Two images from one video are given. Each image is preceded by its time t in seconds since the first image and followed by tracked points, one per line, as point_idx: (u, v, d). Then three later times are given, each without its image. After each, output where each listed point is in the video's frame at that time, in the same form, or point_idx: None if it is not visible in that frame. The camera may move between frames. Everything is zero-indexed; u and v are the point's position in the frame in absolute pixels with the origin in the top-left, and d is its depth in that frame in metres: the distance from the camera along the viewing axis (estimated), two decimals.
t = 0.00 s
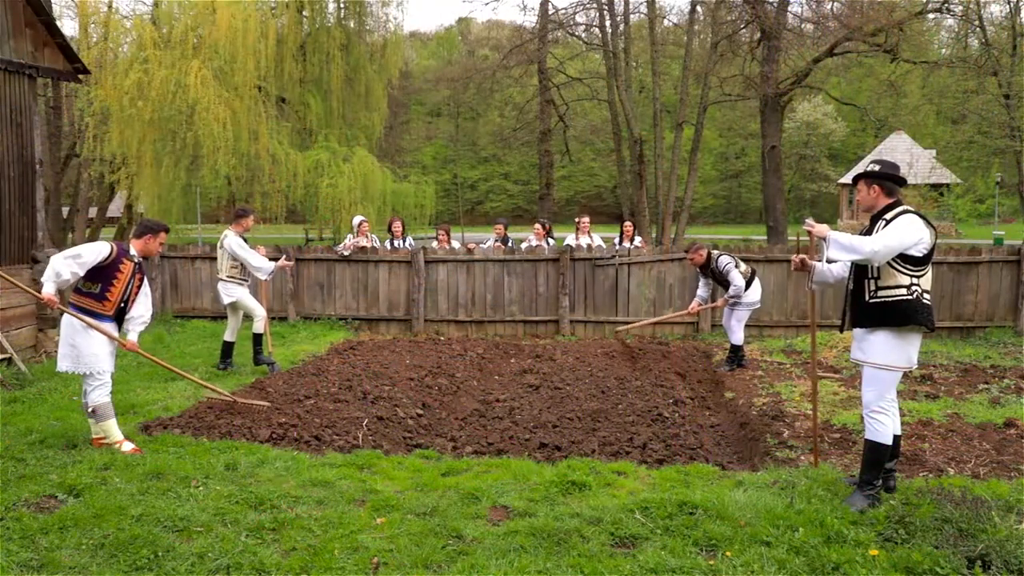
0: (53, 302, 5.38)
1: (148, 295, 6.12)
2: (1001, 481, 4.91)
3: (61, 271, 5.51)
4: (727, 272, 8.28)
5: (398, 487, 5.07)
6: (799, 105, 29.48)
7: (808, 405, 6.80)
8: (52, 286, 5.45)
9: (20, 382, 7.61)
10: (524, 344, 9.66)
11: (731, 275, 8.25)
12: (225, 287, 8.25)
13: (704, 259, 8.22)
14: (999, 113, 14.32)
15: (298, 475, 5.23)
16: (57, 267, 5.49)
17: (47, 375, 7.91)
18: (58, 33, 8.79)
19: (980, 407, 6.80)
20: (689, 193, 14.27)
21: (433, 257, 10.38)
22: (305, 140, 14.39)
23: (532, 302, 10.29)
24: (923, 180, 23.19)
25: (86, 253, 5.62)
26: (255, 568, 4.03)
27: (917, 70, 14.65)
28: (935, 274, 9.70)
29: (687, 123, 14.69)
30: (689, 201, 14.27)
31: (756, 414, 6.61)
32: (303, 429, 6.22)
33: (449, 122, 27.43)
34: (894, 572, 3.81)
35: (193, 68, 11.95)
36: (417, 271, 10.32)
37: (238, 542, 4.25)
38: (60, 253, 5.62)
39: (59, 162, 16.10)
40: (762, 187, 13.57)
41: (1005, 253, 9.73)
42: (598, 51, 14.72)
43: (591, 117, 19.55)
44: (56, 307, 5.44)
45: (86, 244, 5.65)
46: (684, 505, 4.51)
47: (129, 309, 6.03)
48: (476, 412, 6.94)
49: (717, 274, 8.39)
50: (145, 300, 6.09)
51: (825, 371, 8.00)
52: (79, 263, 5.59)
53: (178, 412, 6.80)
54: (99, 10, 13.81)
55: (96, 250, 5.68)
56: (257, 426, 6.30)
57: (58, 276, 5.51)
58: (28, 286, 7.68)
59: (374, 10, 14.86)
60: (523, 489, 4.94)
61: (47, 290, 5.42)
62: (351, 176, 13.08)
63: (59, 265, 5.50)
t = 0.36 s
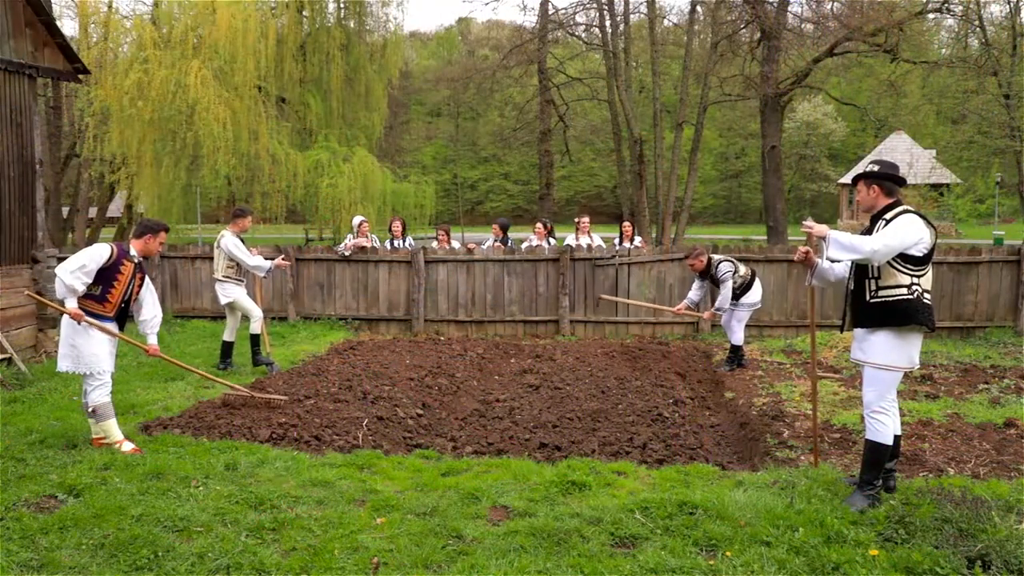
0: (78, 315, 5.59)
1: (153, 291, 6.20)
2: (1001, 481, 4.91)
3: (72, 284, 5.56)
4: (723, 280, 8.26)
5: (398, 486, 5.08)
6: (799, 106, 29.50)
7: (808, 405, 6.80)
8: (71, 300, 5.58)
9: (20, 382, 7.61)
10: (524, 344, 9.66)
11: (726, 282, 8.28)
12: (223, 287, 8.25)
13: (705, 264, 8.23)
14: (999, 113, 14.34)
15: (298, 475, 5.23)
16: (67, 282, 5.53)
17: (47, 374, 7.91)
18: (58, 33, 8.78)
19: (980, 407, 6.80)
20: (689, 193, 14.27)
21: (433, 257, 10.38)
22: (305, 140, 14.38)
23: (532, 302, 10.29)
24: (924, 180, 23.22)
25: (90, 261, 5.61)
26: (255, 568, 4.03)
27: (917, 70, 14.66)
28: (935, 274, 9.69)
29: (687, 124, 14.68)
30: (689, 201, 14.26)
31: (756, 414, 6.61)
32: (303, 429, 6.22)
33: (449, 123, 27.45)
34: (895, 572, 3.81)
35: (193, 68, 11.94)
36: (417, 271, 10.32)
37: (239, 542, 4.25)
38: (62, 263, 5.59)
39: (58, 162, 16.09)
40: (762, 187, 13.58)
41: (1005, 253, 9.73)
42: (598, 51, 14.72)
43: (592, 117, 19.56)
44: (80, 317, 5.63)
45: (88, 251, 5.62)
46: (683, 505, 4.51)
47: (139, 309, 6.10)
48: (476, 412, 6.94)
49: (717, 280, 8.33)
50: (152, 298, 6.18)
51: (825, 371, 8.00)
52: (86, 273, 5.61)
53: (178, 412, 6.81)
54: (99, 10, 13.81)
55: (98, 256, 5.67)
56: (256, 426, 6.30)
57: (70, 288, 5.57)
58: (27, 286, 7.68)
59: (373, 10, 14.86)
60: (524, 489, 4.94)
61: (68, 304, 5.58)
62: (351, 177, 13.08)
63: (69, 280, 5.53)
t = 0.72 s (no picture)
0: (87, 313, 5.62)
1: (156, 288, 6.25)
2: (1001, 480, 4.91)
3: (75, 283, 5.59)
4: (723, 285, 8.28)
5: (398, 486, 5.08)
6: (799, 106, 29.51)
7: (808, 405, 6.80)
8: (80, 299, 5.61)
9: (20, 382, 7.61)
10: (524, 344, 9.66)
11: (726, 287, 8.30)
12: (219, 287, 8.27)
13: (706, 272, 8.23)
14: (998, 113, 14.35)
15: (298, 475, 5.23)
16: (69, 281, 5.56)
17: (47, 375, 7.91)
18: (58, 33, 8.78)
19: (980, 407, 6.80)
20: (689, 193, 14.27)
21: (432, 257, 10.38)
22: (305, 140, 14.38)
23: (532, 302, 10.29)
24: (924, 180, 23.24)
25: (91, 261, 5.64)
26: (255, 568, 4.03)
27: (917, 70, 14.68)
28: (935, 274, 9.69)
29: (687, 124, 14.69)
30: (689, 201, 14.26)
31: (756, 414, 6.60)
32: (303, 429, 6.22)
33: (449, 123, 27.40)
34: (895, 572, 3.82)
35: (193, 68, 11.94)
36: (417, 271, 10.32)
37: (239, 542, 4.25)
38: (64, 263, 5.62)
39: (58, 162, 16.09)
40: (762, 187, 13.58)
41: (1005, 252, 9.74)
42: (598, 51, 14.73)
43: (592, 117, 19.56)
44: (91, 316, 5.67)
45: (89, 250, 5.65)
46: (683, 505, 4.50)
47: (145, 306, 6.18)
48: (476, 412, 6.94)
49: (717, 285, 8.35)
50: (156, 294, 6.26)
51: (825, 371, 8.00)
52: (88, 272, 5.63)
53: (178, 412, 6.81)
54: (99, 9, 13.80)
55: (99, 255, 5.69)
56: (257, 426, 6.30)
57: (73, 287, 5.60)
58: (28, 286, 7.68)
59: (373, 10, 14.88)
60: (525, 489, 4.94)
61: (75, 303, 5.61)
62: (351, 177, 13.08)
63: (71, 279, 5.56)
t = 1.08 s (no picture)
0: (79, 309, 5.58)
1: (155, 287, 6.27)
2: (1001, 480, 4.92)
3: (72, 278, 5.56)
4: (726, 282, 8.27)
5: (398, 486, 5.08)
6: (799, 106, 29.50)
7: (808, 405, 6.80)
8: (72, 294, 5.57)
9: (20, 382, 7.61)
10: (524, 344, 9.66)
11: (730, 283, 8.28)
12: (217, 287, 8.28)
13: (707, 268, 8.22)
14: (998, 113, 14.34)
15: (298, 475, 5.23)
16: (67, 275, 5.53)
17: (47, 375, 7.90)
18: (58, 33, 8.78)
19: (980, 407, 6.80)
20: (689, 193, 14.27)
21: (432, 257, 10.38)
22: (305, 140, 14.37)
23: (532, 302, 10.29)
24: (924, 180, 23.23)
25: (90, 257, 5.62)
26: (255, 568, 4.03)
27: (917, 70, 14.68)
28: (935, 274, 9.69)
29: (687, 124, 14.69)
30: (689, 201, 14.26)
31: (756, 414, 6.60)
32: (303, 429, 6.22)
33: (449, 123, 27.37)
34: (895, 572, 3.82)
35: (193, 68, 11.94)
36: (417, 271, 10.32)
37: (239, 542, 4.25)
38: (63, 258, 5.61)
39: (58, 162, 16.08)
40: (763, 187, 13.58)
41: (1005, 252, 9.73)
42: (598, 51, 14.72)
43: (592, 117, 19.56)
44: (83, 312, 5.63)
45: (89, 248, 5.65)
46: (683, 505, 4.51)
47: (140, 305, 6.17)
48: (476, 412, 6.94)
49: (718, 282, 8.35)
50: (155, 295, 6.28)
51: (825, 371, 8.00)
52: (86, 268, 5.61)
53: (178, 412, 6.81)
54: (99, 9, 13.79)
55: (99, 254, 5.69)
56: (257, 426, 6.30)
57: (70, 282, 5.57)
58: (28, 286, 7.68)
59: (373, 10, 14.89)
60: (524, 489, 4.94)
61: (68, 298, 5.56)
62: (351, 177, 13.08)
63: (69, 273, 5.53)
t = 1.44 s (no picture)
0: (70, 305, 5.53)
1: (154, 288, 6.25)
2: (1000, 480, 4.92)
3: (70, 274, 5.55)
4: (726, 276, 8.32)
5: (398, 486, 5.08)
6: (799, 106, 29.51)
7: (807, 405, 6.80)
8: (67, 290, 5.53)
9: (20, 383, 7.61)
10: (524, 344, 9.66)
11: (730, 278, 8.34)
12: (217, 287, 8.26)
13: (705, 263, 8.24)
14: (998, 113, 14.34)
15: (298, 475, 5.23)
16: (66, 272, 5.52)
17: (47, 375, 7.90)
18: (58, 33, 8.78)
19: (980, 407, 6.81)
20: (689, 193, 14.27)
21: (432, 257, 10.38)
22: (306, 140, 14.38)
23: (532, 302, 10.29)
24: (924, 180, 23.23)
25: (91, 255, 5.64)
26: (255, 568, 4.03)
27: (917, 70, 14.69)
28: (935, 274, 9.69)
29: (687, 124, 14.69)
30: (689, 201, 14.25)
31: (756, 414, 6.60)
32: (303, 429, 6.22)
33: (449, 123, 27.35)
34: (894, 572, 3.82)
35: (193, 68, 11.94)
36: (417, 271, 10.33)
37: (239, 542, 4.26)
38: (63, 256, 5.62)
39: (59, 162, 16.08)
40: (763, 187, 13.58)
41: (1005, 252, 9.73)
42: (598, 51, 14.73)
43: (592, 117, 19.56)
44: (72, 308, 5.59)
45: (90, 247, 5.67)
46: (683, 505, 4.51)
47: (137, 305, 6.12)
48: (476, 412, 6.95)
49: (719, 277, 8.37)
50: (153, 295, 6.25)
51: (825, 371, 8.00)
52: (86, 265, 5.61)
53: (178, 412, 6.81)
54: (99, 10, 13.79)
55: (100, 253, 5.70)
56: (257, 426, 6.30)
57: (68, 278, 5.55)
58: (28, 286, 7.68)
59: (373, 10, 14.90)
60: (524, 489, 4.95)
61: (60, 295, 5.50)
62: (351, 177, 13.08)
63: (67, 269, 5.52)
